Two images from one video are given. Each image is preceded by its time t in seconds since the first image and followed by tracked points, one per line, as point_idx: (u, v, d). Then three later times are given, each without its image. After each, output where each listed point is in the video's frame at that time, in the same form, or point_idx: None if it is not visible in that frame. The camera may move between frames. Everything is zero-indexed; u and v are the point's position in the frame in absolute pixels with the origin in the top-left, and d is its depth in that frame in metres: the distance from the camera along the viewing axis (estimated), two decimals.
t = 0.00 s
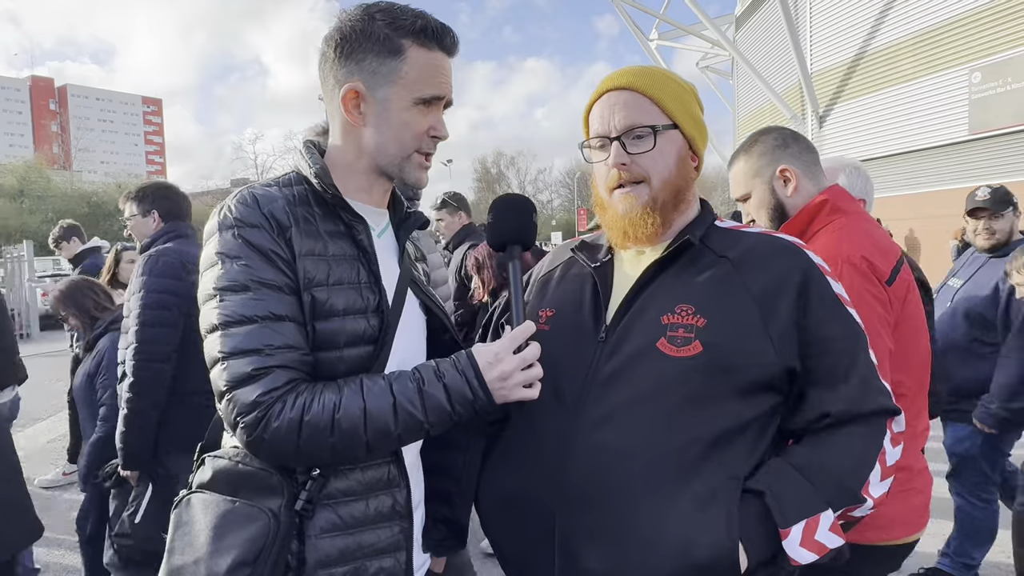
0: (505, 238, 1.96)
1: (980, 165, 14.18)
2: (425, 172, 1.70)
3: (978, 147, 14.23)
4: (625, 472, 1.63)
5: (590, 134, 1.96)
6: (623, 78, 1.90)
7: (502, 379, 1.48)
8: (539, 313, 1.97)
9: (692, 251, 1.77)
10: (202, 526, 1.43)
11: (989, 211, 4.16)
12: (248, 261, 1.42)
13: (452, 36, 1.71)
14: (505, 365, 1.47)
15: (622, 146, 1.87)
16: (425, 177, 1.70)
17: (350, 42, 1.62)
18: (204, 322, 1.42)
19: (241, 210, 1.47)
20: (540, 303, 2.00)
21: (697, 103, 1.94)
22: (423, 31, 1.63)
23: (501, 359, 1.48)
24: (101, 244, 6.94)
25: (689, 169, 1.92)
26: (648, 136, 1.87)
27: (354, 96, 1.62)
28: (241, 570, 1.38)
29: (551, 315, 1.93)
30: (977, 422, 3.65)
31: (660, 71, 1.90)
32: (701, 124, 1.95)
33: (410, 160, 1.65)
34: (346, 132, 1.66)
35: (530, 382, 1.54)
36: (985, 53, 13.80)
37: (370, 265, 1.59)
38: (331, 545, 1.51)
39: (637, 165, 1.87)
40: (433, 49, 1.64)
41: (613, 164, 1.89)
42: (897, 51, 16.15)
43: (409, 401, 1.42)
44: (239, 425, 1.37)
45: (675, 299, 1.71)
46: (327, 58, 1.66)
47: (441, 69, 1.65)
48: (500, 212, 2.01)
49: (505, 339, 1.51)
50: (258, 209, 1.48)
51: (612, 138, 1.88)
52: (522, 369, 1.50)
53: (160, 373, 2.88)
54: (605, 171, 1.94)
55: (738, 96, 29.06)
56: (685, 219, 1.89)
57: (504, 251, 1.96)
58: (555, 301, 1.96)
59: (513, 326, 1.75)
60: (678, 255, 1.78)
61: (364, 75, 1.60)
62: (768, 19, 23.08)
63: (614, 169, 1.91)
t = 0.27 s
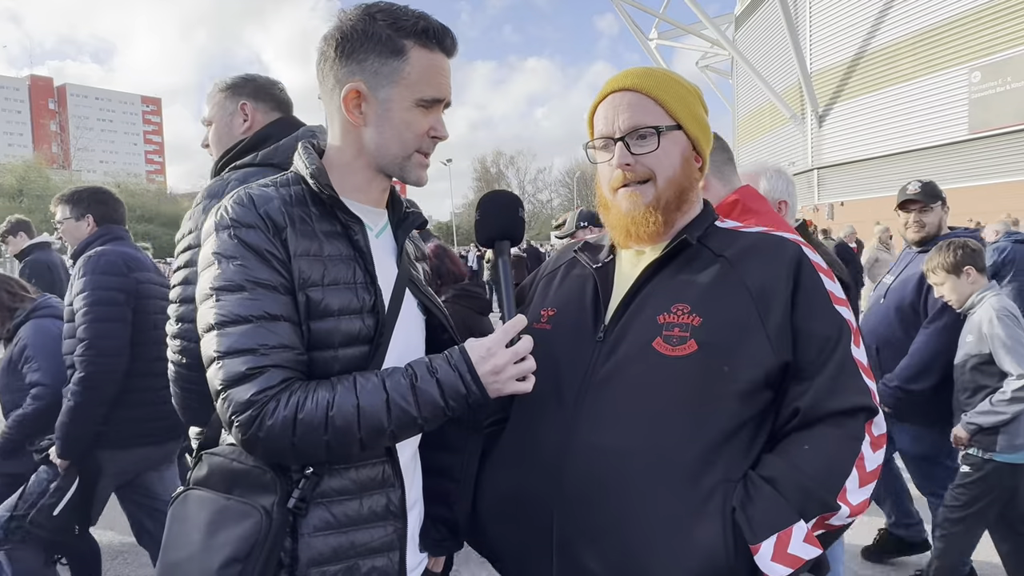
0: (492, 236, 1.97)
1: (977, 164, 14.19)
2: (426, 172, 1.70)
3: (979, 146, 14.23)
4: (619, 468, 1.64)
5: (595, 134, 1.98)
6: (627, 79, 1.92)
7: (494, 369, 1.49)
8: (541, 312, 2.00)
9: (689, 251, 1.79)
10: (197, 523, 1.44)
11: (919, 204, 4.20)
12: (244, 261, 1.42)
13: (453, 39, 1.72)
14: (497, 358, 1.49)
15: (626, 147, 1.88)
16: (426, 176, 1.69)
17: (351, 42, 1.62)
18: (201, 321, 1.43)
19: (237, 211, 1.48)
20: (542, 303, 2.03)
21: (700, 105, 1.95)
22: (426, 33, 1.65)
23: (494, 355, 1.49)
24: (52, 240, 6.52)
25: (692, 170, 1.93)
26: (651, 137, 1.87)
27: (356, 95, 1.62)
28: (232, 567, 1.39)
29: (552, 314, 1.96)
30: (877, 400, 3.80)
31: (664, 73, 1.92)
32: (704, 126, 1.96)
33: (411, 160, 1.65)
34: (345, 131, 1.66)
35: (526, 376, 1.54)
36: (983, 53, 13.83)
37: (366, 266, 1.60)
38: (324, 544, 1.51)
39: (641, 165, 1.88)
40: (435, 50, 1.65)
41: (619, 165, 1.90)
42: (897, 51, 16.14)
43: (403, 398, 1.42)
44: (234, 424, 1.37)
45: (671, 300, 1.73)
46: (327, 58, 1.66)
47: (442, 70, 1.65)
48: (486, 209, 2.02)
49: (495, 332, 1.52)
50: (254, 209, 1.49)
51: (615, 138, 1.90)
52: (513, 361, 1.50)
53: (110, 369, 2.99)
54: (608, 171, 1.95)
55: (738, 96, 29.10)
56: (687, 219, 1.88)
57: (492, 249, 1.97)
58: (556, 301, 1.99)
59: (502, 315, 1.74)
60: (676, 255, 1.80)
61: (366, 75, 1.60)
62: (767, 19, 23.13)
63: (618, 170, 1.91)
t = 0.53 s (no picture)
0: (485, 238, 1.97)
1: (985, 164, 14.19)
2: (422, 172, 1.69)
3: (979, 145, 14.25)
4: (619, 468, 1.64)
5: (593, 134, 1.98)
6: (628, 80, 1.91)
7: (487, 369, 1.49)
8: (540, 311, 1.99)
9: (686, 250, 1.78)
10: (191, 526, 1.43)
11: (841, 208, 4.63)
12: (235, 262, 1.41)
13: (451, 40, 1.72)
14: (490, 358, 1.49)
15: (624, 147, 1.88)
16: (422, 176, 1.68)
17: (350, 40, 1.61)
18: (192, 322, 1.42)
19: (229, 212, 1.47)
20: (542, 301, 2.03)
21: (700, 106, 1.95)
22: (425, 33, 1.64)
23: (485, 356, 1.49)
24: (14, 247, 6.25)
25: (691, 170, 1.92)
26: (649, 137, 1.87)
27: (355, 94, 1.60)
28: (225, 570, 1.38)
29: (551, 313, 1.96)
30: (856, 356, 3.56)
31: (664, 74, 1.91)
32: (703, 126, 1.95)
33: (408, 159, 1.64)
34: (341, 131, 1.64)
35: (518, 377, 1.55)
36: (983, 52, 13.84)
37: (358, 267, 1.59)
38: (317, 546, 1.51)
39: (639, 165, 1.87)
40: (434, 51, 1.65)
41: (614, 165, 1.90)
42: (896, 50, 16.14)
43: (394, 400, 1.41)
44: (224, 426, 1.36)
45: (666, 297, 1.72)
46: (324, 57, 1.65)
47: (439, 70, 1.65)
48: (478, 209, 2.01)
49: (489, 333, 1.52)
50: (246, 210, 1.48)
51: (614, 139, 1.89)
52: (505, 361, 1.50)
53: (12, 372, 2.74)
54: (606, 171, 1.95)
55: (737, 96, 29.14)
56: (685, 219, 1.87)
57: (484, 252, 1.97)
58: (555, 300, 1.99)
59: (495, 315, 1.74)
60: (673, 253, 1.79)
61: (365, 74, 1.59)
62: (766, 19, 23.14)
63: (616, 170, 1.91)
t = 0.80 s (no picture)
0: (478, 239, 1.95)
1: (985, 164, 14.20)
2: (416, 172, 1.68)
3: (977, 145, 14.26)
4: (618, 469, 1.62)
5: (593, 134, 1.96)
6: (628, 80, 1.90)
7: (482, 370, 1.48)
8: (539, 310, 1.98)
9: (685, 249, 1.77)
10: (186, 528, 1.41)
11: (775, 204, 5.21)
12: (229, 262, 1.40)
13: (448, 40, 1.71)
14: (485, 359, 1.47)
15: (623, 147, 1.87)
16: (416, 177, 1.67)
17: (346, 39, 1.60)
18: (186, 323, 1.41)
19: (223, 212, 1.46)
20: (541, 300, 2.02)
21: (700, 106, 1.94)
22: (422, 33, 1.63)
23: (482, 357, 1.48)
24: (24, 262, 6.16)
25: (689, 170, 1.91)
26: (648, 137, 1.86)
27: (351, 93, 1.59)
28: (222, 572, 1.37)
29: (550, 311, 1.94)
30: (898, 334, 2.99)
31: (663, 74, 1.90)
32: (703, 126, 1.94)
33: (402, 159, 1.63)
34: (337, 129, 1.63)
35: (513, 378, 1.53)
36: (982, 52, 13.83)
37: (354, 267, 1.58)
38: (313, 549, 1.50)
39: (637, 165, 1.86)
40: (430, 50, 1.64)
41: (614, 165, 1.89)
42: (895, 49, 16.14)
43: (389, 401, 1.40)
44: (218, 427, 1.35)
45: (663, 297, 1.71)
46: (320, 56, 1.63)
47: (435, 70, 1.64)
48: (473, 211, 2.00)
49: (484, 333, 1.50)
50: (240, 210, 1.47)
51: (612, 139, 1.88)
52: (501, 362, 1.49)
53: None
54: (605, 171, 1.94)
55: (736, 96, 29.18)
56: (684, 220, 1.86)
57: (479, 251, 1.94)
58: (555, 299, 1.97)
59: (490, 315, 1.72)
60: (672, 253, 1.78)
61: (362, 73, 1.58)
62: (765, 18, 23.14)
63: (614, 170, 1.90)
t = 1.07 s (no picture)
0: (481, 242, 1.95)
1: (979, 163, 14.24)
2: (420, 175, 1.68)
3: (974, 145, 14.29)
4: (620, 468, 1.62)
5: (593, 134, 1.96)
6: (629, 80, 1.90)
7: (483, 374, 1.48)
8: (536, 308, 1.98)
9: (685, 248, 1.77)
10: (186, 528, 1.41)
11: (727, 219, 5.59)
12: (233, 262, 1.40)
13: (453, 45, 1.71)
14: (486, 363, 1.47)
15: (623, 147, 1.87)
16: (420, 179, 1.67)
17: (352, 40, 1.59)
18: (188, 323, 1.40)
19: (228, 211, 1.45)
20: (539, 299, 2.01)
21: (700, 108, 1.94)
22: (428, 36, 1.63)
23: (486, 360, 1.48)
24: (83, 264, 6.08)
25: (689, 172, 1.91)
26: (648, 137, 1.86)
27: (356, 94, 1.58)
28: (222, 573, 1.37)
29: (548, 309, 1.94)
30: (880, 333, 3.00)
31: (665, 77, 1.90)
32: (702, 129, 1.95)
33: (407, 161, 1.63)
34: (341, 130, 1.62)
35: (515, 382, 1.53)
36: (981, 52, 13.85)
37: (357, 269, 1.57)
38: (313, 550, 1.49)
39: (637, 165, 1.86)
40: (435, 54, 1.64)
41: (614, 165, 1.89)
42: (894, 49, 16.16)
43: (391, 403, 1.40)
44: (220, 427, 1.35)
45: (664, 296, 1.71)
46: (325, 57, 1.63)
47: (440, 73, 1.63)
48: (473, 215, 2.00)
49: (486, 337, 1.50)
50: (245, 210, 1.47)
51: (612, 139, 1.88)
52: (502, 366, 1.48)
53: None
54: (605, 172, 1.94)
55: (735, 96, 29.19)
56: (682, 221, 1.86)
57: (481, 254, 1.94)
58: (553, 297, 1.97)
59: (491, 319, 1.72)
60: (671, 252, 1.78)
61: (367, 74, 1.57)
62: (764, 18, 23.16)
63: (614, 171, 1.90)
